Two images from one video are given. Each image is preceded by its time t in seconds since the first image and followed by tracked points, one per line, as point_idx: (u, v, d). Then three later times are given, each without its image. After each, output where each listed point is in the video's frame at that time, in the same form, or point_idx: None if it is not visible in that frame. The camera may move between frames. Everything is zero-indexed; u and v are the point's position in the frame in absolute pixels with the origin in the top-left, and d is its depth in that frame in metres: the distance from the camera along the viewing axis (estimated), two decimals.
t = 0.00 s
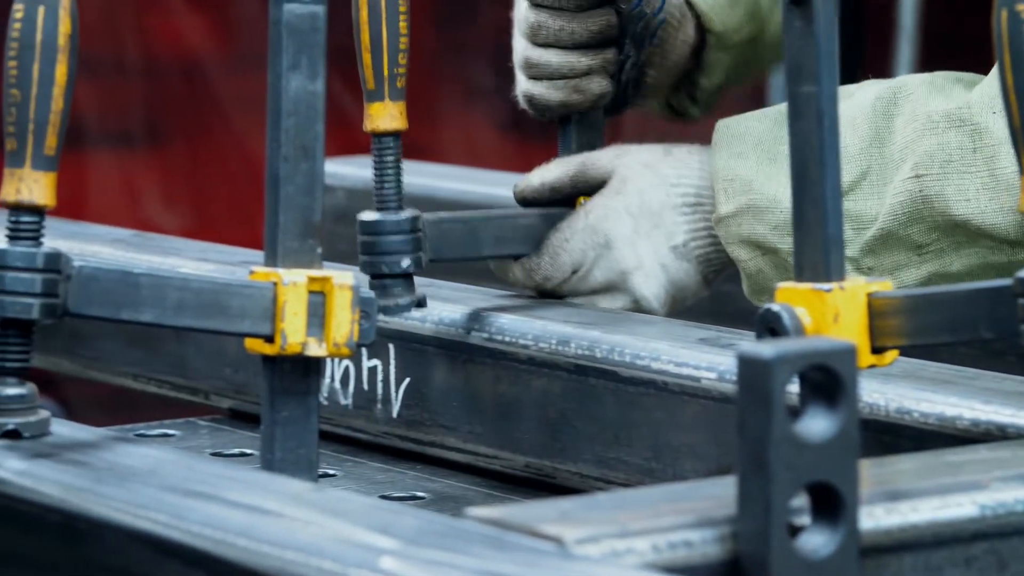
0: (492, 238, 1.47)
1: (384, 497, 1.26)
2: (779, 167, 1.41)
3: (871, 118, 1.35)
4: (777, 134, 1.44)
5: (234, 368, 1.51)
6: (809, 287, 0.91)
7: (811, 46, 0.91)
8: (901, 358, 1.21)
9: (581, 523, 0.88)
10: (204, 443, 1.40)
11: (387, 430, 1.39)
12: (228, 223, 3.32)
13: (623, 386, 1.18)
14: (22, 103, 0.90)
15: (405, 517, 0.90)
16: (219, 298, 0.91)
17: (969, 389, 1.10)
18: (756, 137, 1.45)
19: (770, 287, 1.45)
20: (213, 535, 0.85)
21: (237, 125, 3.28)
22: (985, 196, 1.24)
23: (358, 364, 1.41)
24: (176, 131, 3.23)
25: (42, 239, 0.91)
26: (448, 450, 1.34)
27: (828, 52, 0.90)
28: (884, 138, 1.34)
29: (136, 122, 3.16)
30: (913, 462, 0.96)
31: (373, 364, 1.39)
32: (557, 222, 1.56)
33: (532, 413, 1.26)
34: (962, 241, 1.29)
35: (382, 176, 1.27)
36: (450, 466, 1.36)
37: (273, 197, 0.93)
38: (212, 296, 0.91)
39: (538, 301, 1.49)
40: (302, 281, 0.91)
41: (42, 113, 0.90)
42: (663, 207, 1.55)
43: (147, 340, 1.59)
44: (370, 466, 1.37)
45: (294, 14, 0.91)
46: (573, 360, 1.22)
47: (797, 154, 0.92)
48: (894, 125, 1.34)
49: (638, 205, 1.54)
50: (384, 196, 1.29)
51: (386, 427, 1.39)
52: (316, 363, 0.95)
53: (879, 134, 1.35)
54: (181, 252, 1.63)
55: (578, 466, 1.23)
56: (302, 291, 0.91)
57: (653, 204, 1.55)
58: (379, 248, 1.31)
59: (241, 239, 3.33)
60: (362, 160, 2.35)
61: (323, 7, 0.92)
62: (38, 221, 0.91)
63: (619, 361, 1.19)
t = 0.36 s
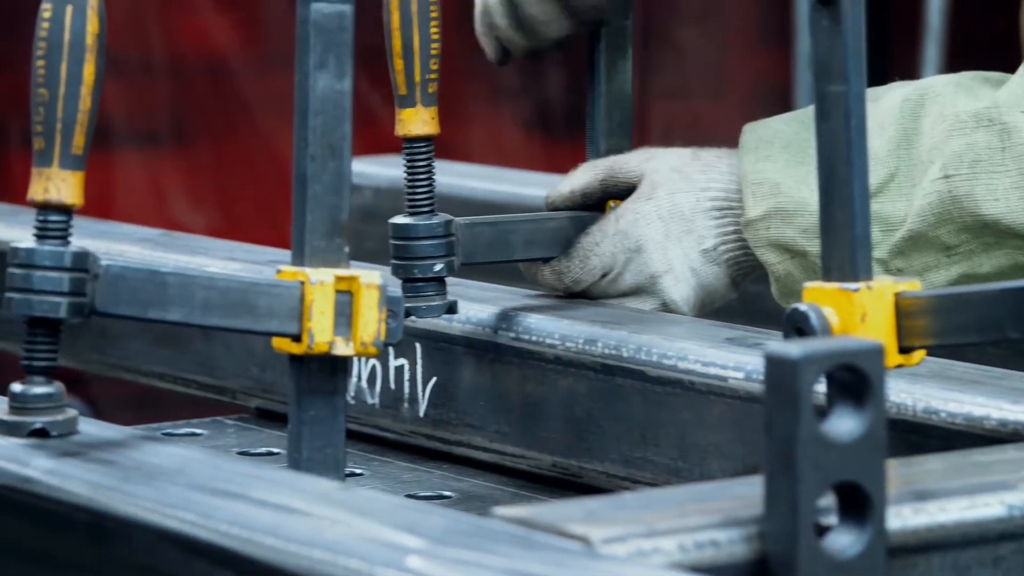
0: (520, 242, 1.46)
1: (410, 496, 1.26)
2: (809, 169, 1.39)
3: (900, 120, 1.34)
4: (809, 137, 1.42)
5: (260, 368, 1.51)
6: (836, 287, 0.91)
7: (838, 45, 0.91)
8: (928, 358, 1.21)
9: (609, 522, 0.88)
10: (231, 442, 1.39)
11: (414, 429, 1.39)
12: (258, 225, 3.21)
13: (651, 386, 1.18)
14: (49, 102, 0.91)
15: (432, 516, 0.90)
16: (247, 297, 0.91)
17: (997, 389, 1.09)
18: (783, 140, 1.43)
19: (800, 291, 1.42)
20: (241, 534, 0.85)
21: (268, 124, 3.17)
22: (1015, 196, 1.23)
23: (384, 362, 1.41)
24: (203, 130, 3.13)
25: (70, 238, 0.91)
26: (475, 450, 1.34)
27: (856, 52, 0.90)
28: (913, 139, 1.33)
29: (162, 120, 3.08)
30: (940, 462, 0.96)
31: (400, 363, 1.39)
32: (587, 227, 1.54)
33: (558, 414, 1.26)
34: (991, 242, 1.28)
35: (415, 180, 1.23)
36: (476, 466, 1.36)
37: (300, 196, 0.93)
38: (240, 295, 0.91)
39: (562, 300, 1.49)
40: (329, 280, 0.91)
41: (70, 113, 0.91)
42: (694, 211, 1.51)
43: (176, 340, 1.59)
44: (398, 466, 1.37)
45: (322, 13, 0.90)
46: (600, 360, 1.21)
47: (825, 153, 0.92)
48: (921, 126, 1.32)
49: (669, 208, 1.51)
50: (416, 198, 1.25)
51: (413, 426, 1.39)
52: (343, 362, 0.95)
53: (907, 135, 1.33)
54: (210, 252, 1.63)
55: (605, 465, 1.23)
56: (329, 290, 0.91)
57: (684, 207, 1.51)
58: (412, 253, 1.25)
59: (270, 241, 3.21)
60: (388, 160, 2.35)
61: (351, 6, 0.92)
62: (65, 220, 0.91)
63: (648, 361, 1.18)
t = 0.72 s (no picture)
0: (546, 244, 1.45)
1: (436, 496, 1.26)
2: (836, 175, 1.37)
3: (928, 128, 1.34)
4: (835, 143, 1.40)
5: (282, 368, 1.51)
6: (862, 286, 0.91)
7: (865, 45, 0.90)
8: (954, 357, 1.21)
9: (635, 522, 0.87)
10: (255, 441, 1.39)
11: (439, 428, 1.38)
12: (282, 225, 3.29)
13: (677, 385, 1.17)
14: (76, 101, 0.91)
15: (458, 515, 0.90)
16: (272, 296, 0.91)
17: None
18: (811, 146, 1.42)
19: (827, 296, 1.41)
20: (267, 533, 0.84)
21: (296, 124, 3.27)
22: None
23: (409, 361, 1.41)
24: (229, 130, 3.22)
25: (96, 237, 0.91)
26: (501, 449, 1.34)
27: (882, 51, 0.90)
28: (941, 148, 1.32)
29: (189, 121, 3.16)
30: (967, 462, 0.96)
31: (426, 363, 1.38)
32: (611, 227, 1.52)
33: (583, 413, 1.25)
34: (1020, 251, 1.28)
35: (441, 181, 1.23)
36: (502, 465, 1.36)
37: (326, 195, 0.93)
38: (265, 294, 0.91)
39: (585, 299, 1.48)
40: (354, 280, 0.91)
41: (96, 112, 0.91)
42: (718, 212, 1.51)
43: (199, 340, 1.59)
44: (422, 466, 1.37)
45: (348, 12, 0.90)
46: (625, 359, 1.20)
47: (851, 153, 0.92)
48: (949, 134, 1.32)
49: (693, 209, 1.50)
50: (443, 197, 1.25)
51: (438, 426, 1.39)
52: (369, 361, 0.95)
53: (936, 143, 1.33)
54: (236, 250, 1.63)
55: (631, 465, 1.22)
56: (354, 289, 0.91)
57: (708, 208, 1.51)
58: (437, 255, 1.25)
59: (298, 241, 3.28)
60: (407, 160, 2.35)
61: (377, 6, 0.92)
62: (92, 220, 0.91)
63: (674, 360, 1.17)
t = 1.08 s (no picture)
0: (573, 245, 1.44)
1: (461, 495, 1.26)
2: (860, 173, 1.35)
3: (953, 126, 1.33)
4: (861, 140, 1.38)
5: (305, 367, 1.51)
6: (887, 286, 0.91)
7: (891, 43, 0.90)
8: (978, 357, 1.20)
9: (659, 521, 0.87)
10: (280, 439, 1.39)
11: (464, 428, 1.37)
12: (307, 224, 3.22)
13: (701, 385, 1.16)
14: (102, 100, 0.91)
15: (482, 514, 0.90)
16: (298, 296, 0.91)
17: None
18: (835, 143, 1.41)
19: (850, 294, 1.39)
20: (293, 533, 0.84)
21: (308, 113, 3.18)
22: None
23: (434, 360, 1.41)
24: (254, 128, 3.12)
25: (122, 236, 0.91)
26: (526, 449, 1.33)
27: (909, 50, 0.90)
28: (966, 146, 1.31)
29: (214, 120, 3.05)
30: (994, 462, 0.96)
31: (452, 363, 1.37)
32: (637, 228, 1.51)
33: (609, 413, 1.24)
34: None
35: (466, 183, 1.24)
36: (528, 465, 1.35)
37: (351, 194, 0.93)
38: (291, 293, 0.91)
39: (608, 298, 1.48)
40: (380, 279, 0.91)
41: (122, 112, 0.91)
42: (743, 212, 1.49)
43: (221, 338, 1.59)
44: (447, 465, 1.37)
45: (373, 12, 0.91)
46: (650, 358, 1.19)
47: (876, 152, 0.92)
48: (973, 131, 1.31)
49: (718, 209, 1.49)
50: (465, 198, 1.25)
51: (463, 425, 1.38)
52: (395, 360, 0.95)
53: (960, 141, 1.32)
54: (262, 249, 1.63)
55: (656, 465, 1.21)
56: (380, 289, 0.91)
57: (733, 208, 1.49)
58: (462, 254, 1.25)
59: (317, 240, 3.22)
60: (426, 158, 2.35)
61: (402, 5, 0.92)
62: (117, 219, 0.91)
63: (698, 360, 1.16)
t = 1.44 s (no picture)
0: (600, 247, 1.43)
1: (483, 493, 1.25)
2: (883, 166, 1.35)
3: (972, 112, 1.31)
4: (881, 135, 1.38)
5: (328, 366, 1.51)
6: (913, 286, 0.91)
7: (917, 42, 0.90)
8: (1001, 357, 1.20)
9: (685, 521, 0.87)
10: (306, 438, 1.39)
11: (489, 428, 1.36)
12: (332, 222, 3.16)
13: (727, 384, 1.14)
14: (128, 100, 0.91)
15: (508, 513, 0.90)
16: (324, 295, 0.91)
17: None
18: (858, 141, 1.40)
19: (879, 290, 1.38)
20: (318, 532, 0.84)
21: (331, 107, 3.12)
22: None
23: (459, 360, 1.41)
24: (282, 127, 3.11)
25: (148, 234, 0.91)
26: (552, 448, 1.32)
27: (935, 50, 0.90)
28: (984, 129, 1.29)
29: (239, 120, 3.06)
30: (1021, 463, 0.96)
31: (477, 361, 1.36)
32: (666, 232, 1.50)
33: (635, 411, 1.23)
34: None
35: (493, 180, 1.24)
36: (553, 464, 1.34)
37: (377, 194, 0.93)
38: (317, 292, 0.91)
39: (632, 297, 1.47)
40: (406, 278, 0.91)
41: (148, 110, 0.91)
42: (772, 219, 1.48)
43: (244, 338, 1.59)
44: (471, 464, 1.37)
45: (399, 11, 0.91)
46: (675, 357, 1.18)
47: (902, 153, 0.92)
48: (992, 114, 1.29)
49: (747, 215, 1.47)
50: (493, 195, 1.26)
51: (488, 425, 1.36)
52: (421, 359, 0.95)
53: (979, 126, 1.30)
54: (286, 249, 1.62)
55: (682, 464, 1.20)
56: (405, 288, 0.91)
57: (762, 215, 1.48)
58: (489, 256, 1.26)
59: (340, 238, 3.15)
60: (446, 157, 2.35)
61: (428, 5, 0.92)
62: (143, 218, 0.91)
63: (723, 359, 1.15)
